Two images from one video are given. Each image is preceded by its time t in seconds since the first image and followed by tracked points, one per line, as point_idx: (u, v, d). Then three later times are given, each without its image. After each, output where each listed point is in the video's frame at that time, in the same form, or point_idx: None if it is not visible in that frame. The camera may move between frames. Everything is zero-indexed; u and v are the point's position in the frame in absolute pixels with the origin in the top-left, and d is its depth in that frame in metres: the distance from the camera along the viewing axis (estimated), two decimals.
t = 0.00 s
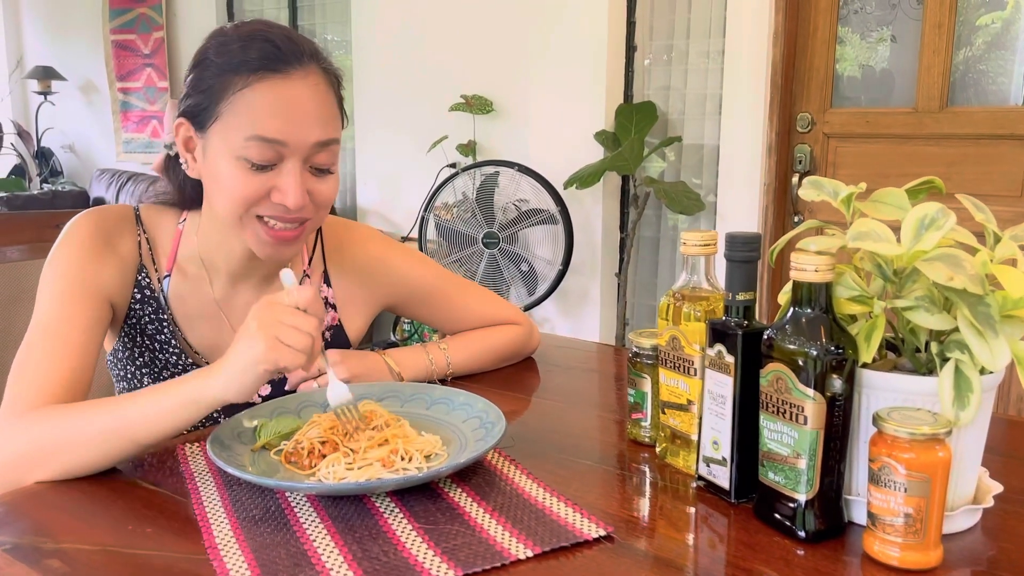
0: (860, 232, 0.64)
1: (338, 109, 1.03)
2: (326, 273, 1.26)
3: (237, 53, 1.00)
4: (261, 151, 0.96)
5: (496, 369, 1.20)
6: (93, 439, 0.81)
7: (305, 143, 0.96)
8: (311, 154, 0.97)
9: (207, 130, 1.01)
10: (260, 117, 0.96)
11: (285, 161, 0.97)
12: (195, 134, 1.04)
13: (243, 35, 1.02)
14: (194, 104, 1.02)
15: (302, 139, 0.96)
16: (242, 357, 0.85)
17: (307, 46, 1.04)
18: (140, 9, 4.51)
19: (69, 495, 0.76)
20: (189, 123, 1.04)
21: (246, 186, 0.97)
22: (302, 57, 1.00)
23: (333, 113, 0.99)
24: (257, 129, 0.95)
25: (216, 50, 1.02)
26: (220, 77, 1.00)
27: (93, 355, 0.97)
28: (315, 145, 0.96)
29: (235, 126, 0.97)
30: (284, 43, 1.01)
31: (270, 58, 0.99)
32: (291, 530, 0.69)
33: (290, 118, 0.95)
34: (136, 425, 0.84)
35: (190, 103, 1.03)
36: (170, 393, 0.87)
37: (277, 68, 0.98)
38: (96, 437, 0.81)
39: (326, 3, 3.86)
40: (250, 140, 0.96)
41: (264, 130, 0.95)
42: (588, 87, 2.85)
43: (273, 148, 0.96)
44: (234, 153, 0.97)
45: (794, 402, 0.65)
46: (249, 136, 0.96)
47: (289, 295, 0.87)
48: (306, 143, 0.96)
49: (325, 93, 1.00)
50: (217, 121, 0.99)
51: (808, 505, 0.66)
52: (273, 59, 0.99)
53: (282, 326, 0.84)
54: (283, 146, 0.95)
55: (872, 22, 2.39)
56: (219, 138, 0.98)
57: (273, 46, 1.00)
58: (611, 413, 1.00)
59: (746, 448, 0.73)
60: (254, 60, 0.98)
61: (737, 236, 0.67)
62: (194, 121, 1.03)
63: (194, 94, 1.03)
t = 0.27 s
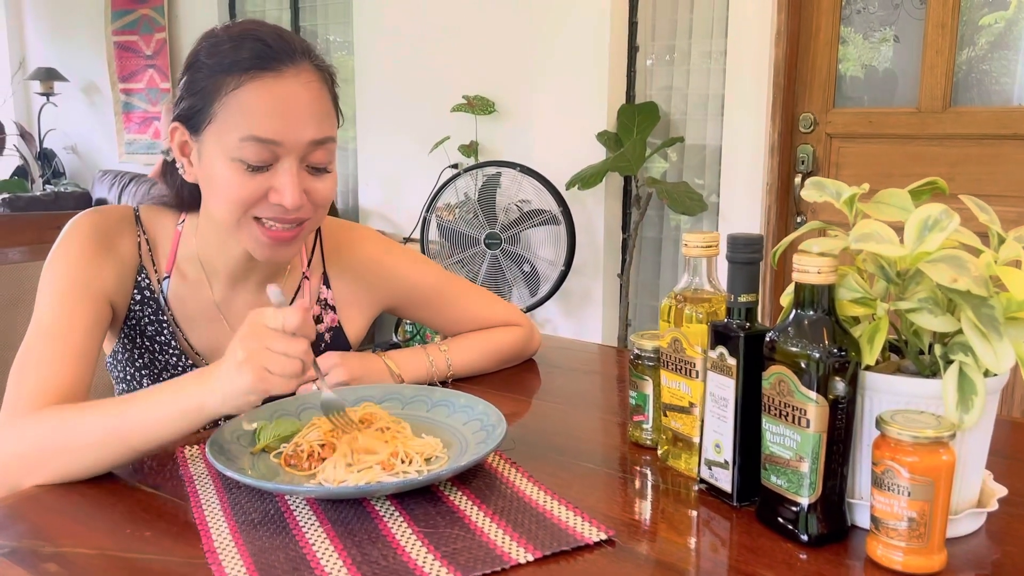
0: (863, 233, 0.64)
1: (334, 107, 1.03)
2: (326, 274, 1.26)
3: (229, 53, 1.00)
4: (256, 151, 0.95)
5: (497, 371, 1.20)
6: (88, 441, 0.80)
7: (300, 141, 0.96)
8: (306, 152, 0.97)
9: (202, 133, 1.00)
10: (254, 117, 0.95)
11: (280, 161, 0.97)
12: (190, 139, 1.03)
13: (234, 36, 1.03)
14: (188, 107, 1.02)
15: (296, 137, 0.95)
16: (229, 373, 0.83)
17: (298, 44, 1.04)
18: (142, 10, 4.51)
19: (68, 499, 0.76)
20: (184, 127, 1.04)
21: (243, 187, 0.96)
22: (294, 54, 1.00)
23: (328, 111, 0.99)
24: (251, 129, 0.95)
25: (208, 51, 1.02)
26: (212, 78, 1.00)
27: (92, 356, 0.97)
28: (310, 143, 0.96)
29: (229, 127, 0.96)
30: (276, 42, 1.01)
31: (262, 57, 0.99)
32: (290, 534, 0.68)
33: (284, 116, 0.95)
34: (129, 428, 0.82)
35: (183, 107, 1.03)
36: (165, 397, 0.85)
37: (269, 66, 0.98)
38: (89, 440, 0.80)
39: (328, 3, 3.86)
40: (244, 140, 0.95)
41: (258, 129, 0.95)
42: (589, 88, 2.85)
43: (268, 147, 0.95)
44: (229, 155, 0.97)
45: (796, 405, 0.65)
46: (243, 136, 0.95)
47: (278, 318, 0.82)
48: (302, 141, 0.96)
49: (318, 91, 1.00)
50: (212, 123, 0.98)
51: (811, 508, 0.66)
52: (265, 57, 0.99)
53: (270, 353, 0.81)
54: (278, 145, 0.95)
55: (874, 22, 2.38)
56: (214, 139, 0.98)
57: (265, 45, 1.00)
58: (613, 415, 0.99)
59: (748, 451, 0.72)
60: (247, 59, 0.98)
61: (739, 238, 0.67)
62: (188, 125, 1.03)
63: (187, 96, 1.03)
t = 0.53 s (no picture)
0: (865, 239, 0.64)
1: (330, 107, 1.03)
2: (326, 280, 1.27)
3: (225, 55, 1.00)
4: (253, 152, 0.96)
5: (499, 374, 1.20)
6: (95, 451, 0.80)
7: (297, 142, 0.96)
8: (302, 153, 0.98)
9: (199, 135, 1.01)
10: (251, 118, 0.96)
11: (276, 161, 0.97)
12: (186, 141, 1.04)
13: (228, 37, 1.03)
14: (184, 109, 1.02)
15: (293, 137, 0.96)
16: (245, 404, 0.80)
17: (293, 45, 1.04)
18: (146, 11, 4.52)
19: (73, 503, 0.76)
20: (179, 129, 1.04)
21: (241, 188, 0.97)
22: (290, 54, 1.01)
23: (323, 112, 1.00)
24: (248, 130, 0.95)
25: (203, 53, 1.02)
26: (208, 79, 1.00)
27: (93, 359, 0.98)
28: (306, 144, 0.97)
29: (226, 128, 0.97)
30: (271, 43, 1.02)
31: (258, 58, 0.99)
32: (295, 538, 0.69)
33: (281, 117, 0.95)
34: (136, 439, 0.81)
35: (178, 109, 1.03)
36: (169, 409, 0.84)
37: (265, 67, 0.99)
38: (96, 450, 0.80)
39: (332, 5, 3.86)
40: (242, 141, 0.96)
41: (255, 130, 0.95)
42: (592, 89, 2.85)
43: (265, 147, 0.96)
44: (226, 156, 0.97)
45: (799, 410, 0.65)
46: (241, 137, 0.96)
47: (300, 354, 0.77)
48: (298, 141, 0.96)
49: (313, 92, 1.00)
50: (208, 124, 0.99)
51: (814, 514, 0.66)
52: (261, 58, 0.99)
53: (287, 386, 0.79)
54: (275, 145, 0.96)
55: (877, 24, 2.38)
56: (212, 141, 0.98)
57: (260, 47, 1.00)
58: (617, 419, 0.99)
59: (751, 456, 0.73)
60: (243, 60, 0.99)
61: (741, 243, 0.67)
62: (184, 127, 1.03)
63: (183, 98, 1.03)
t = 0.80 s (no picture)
0: (870, 234, 0.64)
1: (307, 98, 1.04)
2: (322, 276, 1.27)
3: (197, 50, 1.00)
4: (232, 146, 0.96)
5: (500, 370, 1.20)
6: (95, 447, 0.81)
7: (275, 132, 0.97)
8: (282, 143, 0.98)
9: (178, 133, 1.00)
10: (227, 112, 0.96)
11: (255, 153, 0.98)
12: (164, 139, 1.03)
13: (200, 32, 1.02)
14: (161, 108, 1.02)
15: (270, 129, 0.97)
16: (236, 385, 0.81)
17: (266, 37, 1.04)
18: (148, 11, 4.53)
19: (77, 497, 0.77)
20: (157, 128, 1.04)
21: (223, 182, 0.97)
22: (262, 47, 1.01)
23: (298, 103, 1.01)
24: (225, 124, 0.96)
25: (176, 50, 1.02)
26: (183, 76, 1.00)
27: (94, 356, 0.98)
28: (284, 134, 0.97)
29: (204, 123, 0.97)
30: (243, 36, 1.02)
31: (232, 51, 0.99)
32: (300, 532, 0.69)
33: (258, 109, 0.96)
34: (137, 432, 0.82)
35: (154, 108, 1.03)
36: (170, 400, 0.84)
37: (240, 60, 0.99)
38: (98, 445, 0.81)
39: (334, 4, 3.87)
40: (220, 135, 0.96)
41: (233, 123, 0.96)
42: (595, 88, 2.85)
43: (243, 140, 0.96)
44: (206, 151, 0.97)
45: (803, 405, 0.65)
46: (219, 132, 0.96)
47: (287, 337, 0.80)
48: (276, 133, 0.97)
49: (288, 82, 1.01)
50: (186, 121, 0.99)
51: (818, 508, 0.66)
52: (235, 52, 0.99)
53: (275, 370, 0.81)
54: (253, 137, 0.96)
55: (880, 22, 2.37)
56: (190, 138, 0.99)
57: (233, 40, 1.00)
58: (620, 416, 1.00)
59: (755, 451, 0.73)
60: (216, 54, 0.99)
61: (746, 239, 0.67)
62: (159, 125, 1.03)
63: (159, 97, 1.02)
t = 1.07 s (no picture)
0: (872, 228, 0.64)
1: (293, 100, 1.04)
2: (323, 267, 1.27)
3: (177, 58, 0.99)
4: (219, 156, 0.96)
5: (502, 365, 1.21)
6: (100, 438, 0.81)
7: (260, 139, 0.97)
8: (268, 149, 0.98)
9: (168, 142, 1.01)
10: (210, 123, 0.96)
11: (242, 160, 0.97)
12: (157, 145, 1.04)
13: (179, 37, 1.01)
14: (150, 115, 1.02)
15: (255, 135, 0.96)
16: (237, 384, 0.80)
17: (246, 38, 1.02)
18: (150, 10, 4.53)
19: (81, 489, 0.77)
20: (149, 135, 1.04)
21: (215, 190, 0.98)
22: (243, 51, 0.99)
23: (284, 106, 1.00)
24: (209, 135, 0.96)
25: (158, 58, 1.01)
26: (167, 84, 0.99)
27: (96, 351, 0.98)
28: (270, 139, 0.97)
29: (189, 134, 0.97)
30: (222, 40, 1.00)
31: (209, 57, 0.98)
32: (303, 526, 0.69)
33: (242, 117, 0.96)
34: (142, 424, 0.82)
35: (145, 114, 1.03)
36: (170, 388, 0.85)
37: (219, 67, 0.98)
38: (102, 436, 0.81)
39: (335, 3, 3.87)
40: (206, 146, 0.96)
41: (217, 133, 0.96)
42: (596, 86, 2.85)
43: (229, 149, 0.96)
44: (195, 162, 0.97)
45: (805, 398, 0.65)
46: (204, 143, 0.96)
47: (279, 333, 0.79)
48: (262, 138, 0.97)
49: (272, 85, 1.00)
50: (173, 130, 0.99)
51: (820, 501, 0.66)
52: (215, 59, 0.98)
53: (272, 367, 0.80)
54: (238, 146, 0.96)
55: (882, 19, 2.37)
56: (179, 148, 0.99)
57: (212, 46, 0.99)
58: (621, 411, 1.00)
59: (756, 445, 0.73)
60: (195, 64, 0.98)
61: (748, 233, 0.67)
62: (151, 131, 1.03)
63: (147, 105, 1.03)
